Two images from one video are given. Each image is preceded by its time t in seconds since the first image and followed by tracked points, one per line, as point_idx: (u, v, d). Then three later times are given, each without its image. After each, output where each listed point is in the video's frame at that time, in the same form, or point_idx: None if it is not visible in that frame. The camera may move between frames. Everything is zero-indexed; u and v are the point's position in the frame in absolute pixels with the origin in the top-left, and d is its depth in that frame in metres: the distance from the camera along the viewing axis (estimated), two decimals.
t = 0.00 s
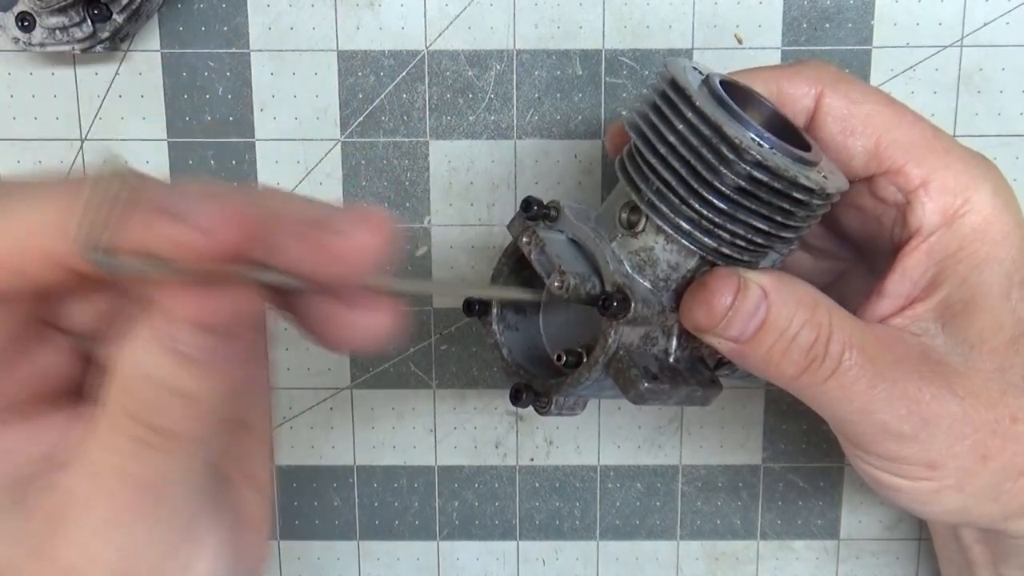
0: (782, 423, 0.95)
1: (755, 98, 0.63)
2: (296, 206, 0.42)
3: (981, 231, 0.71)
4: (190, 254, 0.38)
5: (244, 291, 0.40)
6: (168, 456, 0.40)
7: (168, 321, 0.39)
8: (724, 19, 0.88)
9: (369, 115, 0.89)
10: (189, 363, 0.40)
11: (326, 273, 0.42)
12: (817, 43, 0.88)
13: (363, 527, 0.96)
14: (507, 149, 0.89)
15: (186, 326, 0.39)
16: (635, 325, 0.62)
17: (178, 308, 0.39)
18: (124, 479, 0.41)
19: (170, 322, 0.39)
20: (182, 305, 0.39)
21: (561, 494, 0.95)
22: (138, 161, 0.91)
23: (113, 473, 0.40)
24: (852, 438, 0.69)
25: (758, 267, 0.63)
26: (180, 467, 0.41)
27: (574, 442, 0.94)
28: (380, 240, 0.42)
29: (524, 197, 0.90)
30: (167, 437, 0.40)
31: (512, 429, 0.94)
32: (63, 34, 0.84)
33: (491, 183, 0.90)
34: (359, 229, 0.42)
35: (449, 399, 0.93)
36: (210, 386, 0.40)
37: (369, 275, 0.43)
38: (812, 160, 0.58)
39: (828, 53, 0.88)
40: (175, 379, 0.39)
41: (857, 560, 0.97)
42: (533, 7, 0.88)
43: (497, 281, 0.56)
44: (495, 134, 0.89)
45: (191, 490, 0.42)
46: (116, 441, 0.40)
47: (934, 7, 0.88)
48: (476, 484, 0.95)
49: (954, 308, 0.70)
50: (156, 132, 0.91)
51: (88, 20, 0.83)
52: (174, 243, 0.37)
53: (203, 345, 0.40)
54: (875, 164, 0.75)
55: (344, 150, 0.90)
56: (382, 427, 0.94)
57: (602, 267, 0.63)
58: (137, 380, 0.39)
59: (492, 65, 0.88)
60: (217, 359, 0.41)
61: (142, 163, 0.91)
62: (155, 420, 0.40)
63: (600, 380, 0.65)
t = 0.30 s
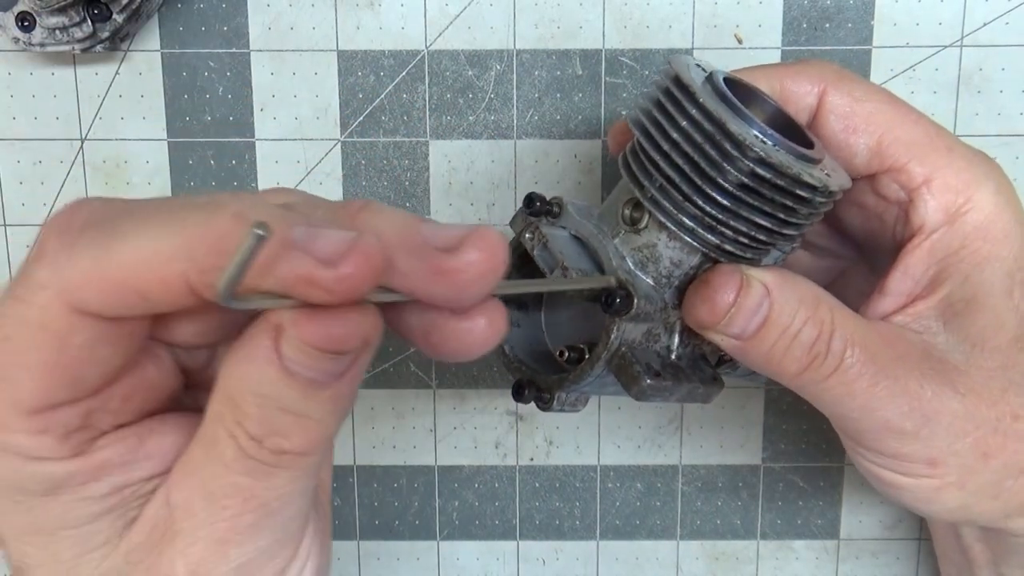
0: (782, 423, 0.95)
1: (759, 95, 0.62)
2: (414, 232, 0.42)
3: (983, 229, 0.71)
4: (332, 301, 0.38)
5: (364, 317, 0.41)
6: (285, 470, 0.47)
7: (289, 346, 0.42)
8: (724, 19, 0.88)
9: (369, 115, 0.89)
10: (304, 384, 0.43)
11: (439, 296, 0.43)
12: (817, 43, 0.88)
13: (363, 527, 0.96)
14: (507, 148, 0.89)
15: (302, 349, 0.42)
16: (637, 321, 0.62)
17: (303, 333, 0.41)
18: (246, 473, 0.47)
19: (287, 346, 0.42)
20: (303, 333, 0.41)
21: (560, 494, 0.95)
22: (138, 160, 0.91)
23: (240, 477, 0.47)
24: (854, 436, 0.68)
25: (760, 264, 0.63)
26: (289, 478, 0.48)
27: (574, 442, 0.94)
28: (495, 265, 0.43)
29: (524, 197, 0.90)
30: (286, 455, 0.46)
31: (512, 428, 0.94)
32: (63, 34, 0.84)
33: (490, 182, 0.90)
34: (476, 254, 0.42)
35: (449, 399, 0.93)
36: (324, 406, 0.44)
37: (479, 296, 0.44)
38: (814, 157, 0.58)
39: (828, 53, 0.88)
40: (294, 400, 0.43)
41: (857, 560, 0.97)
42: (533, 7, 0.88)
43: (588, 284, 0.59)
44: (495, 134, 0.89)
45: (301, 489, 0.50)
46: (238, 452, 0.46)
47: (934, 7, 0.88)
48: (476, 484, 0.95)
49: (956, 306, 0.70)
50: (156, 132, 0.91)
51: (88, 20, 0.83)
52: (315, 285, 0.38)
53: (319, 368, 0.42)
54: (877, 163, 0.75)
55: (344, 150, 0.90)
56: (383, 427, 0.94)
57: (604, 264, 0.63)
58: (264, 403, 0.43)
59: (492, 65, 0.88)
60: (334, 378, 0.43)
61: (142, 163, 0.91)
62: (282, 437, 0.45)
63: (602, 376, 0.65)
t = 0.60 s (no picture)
0: (782, 423, 0.95)
1: (757, 95, 0.61)
2: (419, 241, 0.45)
3: (982, 228, 0.71)
4: (324, 303, 0.39)
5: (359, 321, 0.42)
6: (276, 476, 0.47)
7: (278, 348, 0.43)
8: (724, 19, 0.88)
9: (369, 115, 0.89)
10: (295, 389, 0.44)
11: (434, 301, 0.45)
12: (817, 43, 0.88)
13: (363, 527, 0.96)
14: (507, 148, 0.89)
15: (296, 357, 0.43)
16: (636, 321, 0.63)
17: (296, 340, 0.42)
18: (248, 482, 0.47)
19: (277, 352, 0.43)
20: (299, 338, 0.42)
21: (560, 494, 0.95)
22: (138, 160, 0.91)
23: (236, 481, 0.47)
24: (853, 435, 0.68)
25: (759, 264, 0.62)
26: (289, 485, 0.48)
27: (574, 442, 0.94)
28: (490, 281, 0.45)
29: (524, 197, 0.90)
30: (278, 463, 0.46)
31: (512, 428, 0.94)
32: (63, 34, 0.84)
33: (490, 182, 0.90)
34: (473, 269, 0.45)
35: (449, 399, 0.93)
36: (319, 413, 0.45)
37: (474, 307, 0.47)
38: (813, 157, 0.58)
39: (828, 53, 0.88)
40: (287, 405, 0.44)
41: (857, 560, 0.97)
42: (533, 7, 0.88)
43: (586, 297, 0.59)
44: (495, 134, 0.89)
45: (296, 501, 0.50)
46: (229, 456, 0.46)
47: (934, 7, 0.88)
48: (476, 484, 0.95)
49: (955, 305, 0.70)
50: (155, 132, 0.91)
51: (88, 20, 0.84)
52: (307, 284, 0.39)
53: (312, 374, 0.44)
54: (876, 162, 0.75)
55: (344, 150, 0.90)
56: (382, 427, 0.94)
57: (602, 263, 0.63)
58: (258, 407, 0.44)
59: (492, 65, 0.88)
60: (322, 385, 0.44)
61: (142, 163, 0.91)
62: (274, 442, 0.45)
63: (601, 375, 0.65)
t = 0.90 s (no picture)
0: (782, 423, 0.95)
1: (746, 101, 0.61)
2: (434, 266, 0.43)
3: (971, 234, 0.71)
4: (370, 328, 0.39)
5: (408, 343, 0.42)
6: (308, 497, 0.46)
7: (337, 372, 0.43)
8: (725, 19, 0.88)
9: (369, 115, 0.89)
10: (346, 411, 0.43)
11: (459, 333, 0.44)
12: (816, 44, 0.88)
13: (363, 527, 0.96)
14: (507, 148, 0.89)
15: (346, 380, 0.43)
16: (622, 328, 0.63)
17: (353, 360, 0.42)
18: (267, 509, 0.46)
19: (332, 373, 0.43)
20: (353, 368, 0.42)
21: (560, 494, 0.95)
22: (138, 160, 0.91)
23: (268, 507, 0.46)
24: (844, 440, 0.69)
25: (745, 273, 0.62)
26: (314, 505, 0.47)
27: (574, 442, 0.94)
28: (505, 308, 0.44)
29: (524, 197, 0.90)
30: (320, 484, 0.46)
31: (512, 429, 0.94)
32: (63, 35, 0.84)
33: (490, 182, 0.90)
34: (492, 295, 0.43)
35: (449, 399, 0.93)
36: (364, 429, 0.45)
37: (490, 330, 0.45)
38: (798, 167, 0.58)
39: (827, 53, 0.88)
40: (336, 427, 0.43)
41: (857, 560, 0.97)
42: (533, 7, 0.88)
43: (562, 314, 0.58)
44: (495, 134, 0.89)
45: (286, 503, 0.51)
46: (267, 480, 0.45)
47: (934, 7, 0.88)
48: (476, 484, 0.95)
49: (946, 311, 0.70)
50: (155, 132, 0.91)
51: (88, 20, 0.84)
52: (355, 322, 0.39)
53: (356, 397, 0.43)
54: (867, 167, 0.75)
55: (344, 150, 0.90)
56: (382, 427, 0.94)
57: (590, 271, 0.64)
58: (304, 429, 0.43)
59: (492, 65, 0.88)
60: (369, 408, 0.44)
61: (142, 163, 0.91)
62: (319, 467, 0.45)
63: (589, 381, 0.66)
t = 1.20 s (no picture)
0: (782, 424, 0.95)
1: (750, 104, 0.62)
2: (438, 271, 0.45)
3: (972, 239, 0.71)
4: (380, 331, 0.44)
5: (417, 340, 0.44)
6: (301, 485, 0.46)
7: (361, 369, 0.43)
8: (724, 19, 0.88)
9: (369, 115, 0.89)
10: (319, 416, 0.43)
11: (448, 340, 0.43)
12: (816, 43, 0.88)
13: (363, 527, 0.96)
14: (507, 148, 0.89)
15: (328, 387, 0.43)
16: (622, 331, 0.63)
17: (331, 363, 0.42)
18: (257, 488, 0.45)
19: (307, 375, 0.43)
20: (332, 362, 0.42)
21: (560, 494, 0.95)
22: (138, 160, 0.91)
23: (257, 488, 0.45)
24: (843, 443, 0.69)
25: (746, 275, 0.62)
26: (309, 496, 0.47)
27: (574, 442, 0.94)
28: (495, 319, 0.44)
29: (524, 197, 0.90)
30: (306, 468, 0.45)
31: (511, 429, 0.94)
32: (63, 34, 0.84)
33: (490, 182, 0.90)
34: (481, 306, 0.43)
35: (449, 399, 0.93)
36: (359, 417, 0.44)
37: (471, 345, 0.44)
38: (801, 171, 0.57)
39: (828, 53, 0.88)
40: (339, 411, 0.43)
41: (856, 560, 0.97)
42: (533, 7, 0.88)
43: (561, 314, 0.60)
44: (495, 134, 0.89)
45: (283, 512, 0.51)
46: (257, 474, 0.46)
47: (934, 7, 0.88)
48: (476, 484, 0.95)
49: (946, 315, 0.70)
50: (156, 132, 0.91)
51: (88, 20, 0.84)
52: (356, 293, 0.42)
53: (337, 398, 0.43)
54: (868, 171, 0.75)
55: (344, 150, 0.90)
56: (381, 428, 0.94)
57: (590, 273, 0.64)
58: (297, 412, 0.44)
59: (492, 65, 0.88)
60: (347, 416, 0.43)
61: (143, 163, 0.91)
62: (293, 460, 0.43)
63: (586, 382, 0.66)
